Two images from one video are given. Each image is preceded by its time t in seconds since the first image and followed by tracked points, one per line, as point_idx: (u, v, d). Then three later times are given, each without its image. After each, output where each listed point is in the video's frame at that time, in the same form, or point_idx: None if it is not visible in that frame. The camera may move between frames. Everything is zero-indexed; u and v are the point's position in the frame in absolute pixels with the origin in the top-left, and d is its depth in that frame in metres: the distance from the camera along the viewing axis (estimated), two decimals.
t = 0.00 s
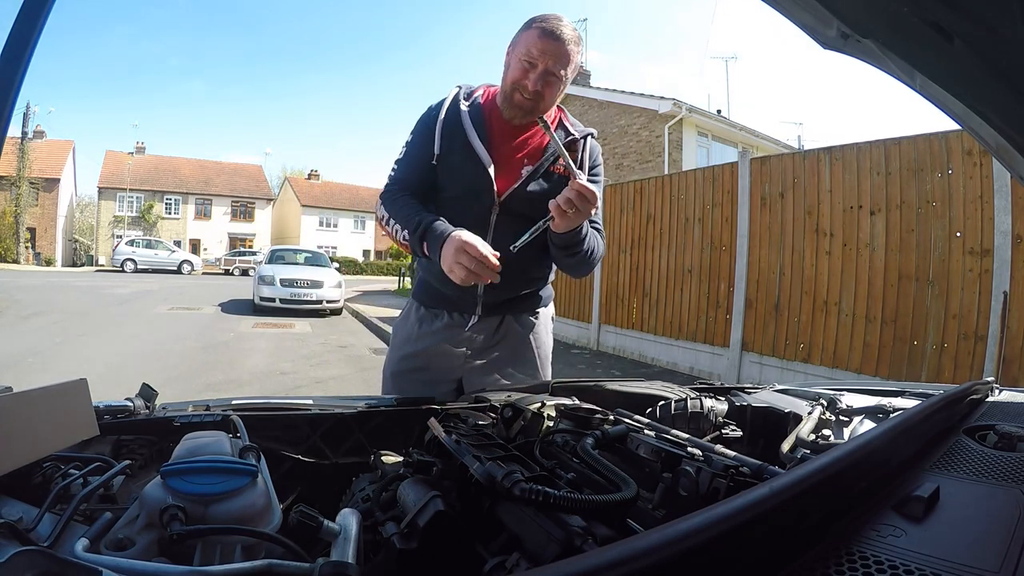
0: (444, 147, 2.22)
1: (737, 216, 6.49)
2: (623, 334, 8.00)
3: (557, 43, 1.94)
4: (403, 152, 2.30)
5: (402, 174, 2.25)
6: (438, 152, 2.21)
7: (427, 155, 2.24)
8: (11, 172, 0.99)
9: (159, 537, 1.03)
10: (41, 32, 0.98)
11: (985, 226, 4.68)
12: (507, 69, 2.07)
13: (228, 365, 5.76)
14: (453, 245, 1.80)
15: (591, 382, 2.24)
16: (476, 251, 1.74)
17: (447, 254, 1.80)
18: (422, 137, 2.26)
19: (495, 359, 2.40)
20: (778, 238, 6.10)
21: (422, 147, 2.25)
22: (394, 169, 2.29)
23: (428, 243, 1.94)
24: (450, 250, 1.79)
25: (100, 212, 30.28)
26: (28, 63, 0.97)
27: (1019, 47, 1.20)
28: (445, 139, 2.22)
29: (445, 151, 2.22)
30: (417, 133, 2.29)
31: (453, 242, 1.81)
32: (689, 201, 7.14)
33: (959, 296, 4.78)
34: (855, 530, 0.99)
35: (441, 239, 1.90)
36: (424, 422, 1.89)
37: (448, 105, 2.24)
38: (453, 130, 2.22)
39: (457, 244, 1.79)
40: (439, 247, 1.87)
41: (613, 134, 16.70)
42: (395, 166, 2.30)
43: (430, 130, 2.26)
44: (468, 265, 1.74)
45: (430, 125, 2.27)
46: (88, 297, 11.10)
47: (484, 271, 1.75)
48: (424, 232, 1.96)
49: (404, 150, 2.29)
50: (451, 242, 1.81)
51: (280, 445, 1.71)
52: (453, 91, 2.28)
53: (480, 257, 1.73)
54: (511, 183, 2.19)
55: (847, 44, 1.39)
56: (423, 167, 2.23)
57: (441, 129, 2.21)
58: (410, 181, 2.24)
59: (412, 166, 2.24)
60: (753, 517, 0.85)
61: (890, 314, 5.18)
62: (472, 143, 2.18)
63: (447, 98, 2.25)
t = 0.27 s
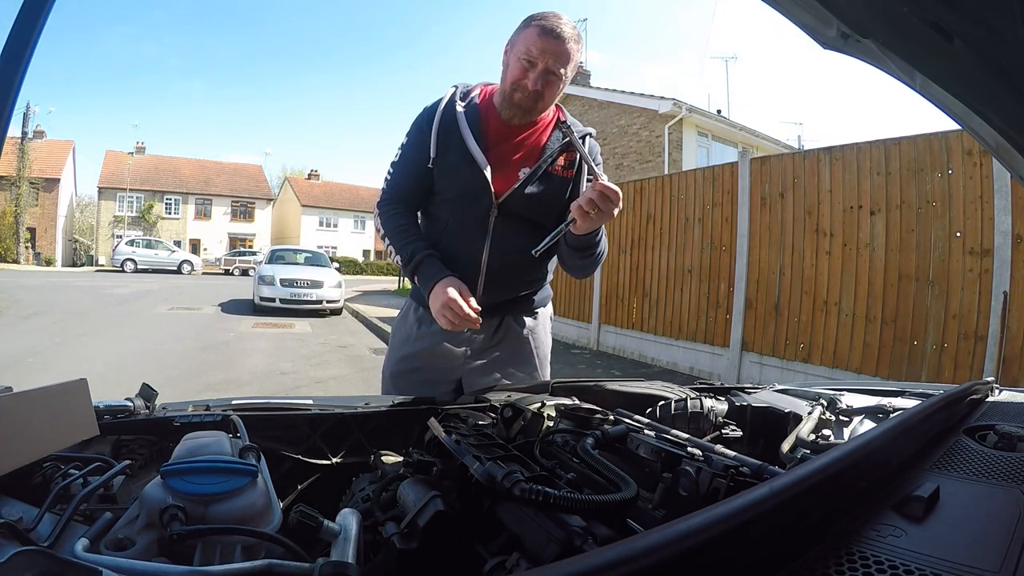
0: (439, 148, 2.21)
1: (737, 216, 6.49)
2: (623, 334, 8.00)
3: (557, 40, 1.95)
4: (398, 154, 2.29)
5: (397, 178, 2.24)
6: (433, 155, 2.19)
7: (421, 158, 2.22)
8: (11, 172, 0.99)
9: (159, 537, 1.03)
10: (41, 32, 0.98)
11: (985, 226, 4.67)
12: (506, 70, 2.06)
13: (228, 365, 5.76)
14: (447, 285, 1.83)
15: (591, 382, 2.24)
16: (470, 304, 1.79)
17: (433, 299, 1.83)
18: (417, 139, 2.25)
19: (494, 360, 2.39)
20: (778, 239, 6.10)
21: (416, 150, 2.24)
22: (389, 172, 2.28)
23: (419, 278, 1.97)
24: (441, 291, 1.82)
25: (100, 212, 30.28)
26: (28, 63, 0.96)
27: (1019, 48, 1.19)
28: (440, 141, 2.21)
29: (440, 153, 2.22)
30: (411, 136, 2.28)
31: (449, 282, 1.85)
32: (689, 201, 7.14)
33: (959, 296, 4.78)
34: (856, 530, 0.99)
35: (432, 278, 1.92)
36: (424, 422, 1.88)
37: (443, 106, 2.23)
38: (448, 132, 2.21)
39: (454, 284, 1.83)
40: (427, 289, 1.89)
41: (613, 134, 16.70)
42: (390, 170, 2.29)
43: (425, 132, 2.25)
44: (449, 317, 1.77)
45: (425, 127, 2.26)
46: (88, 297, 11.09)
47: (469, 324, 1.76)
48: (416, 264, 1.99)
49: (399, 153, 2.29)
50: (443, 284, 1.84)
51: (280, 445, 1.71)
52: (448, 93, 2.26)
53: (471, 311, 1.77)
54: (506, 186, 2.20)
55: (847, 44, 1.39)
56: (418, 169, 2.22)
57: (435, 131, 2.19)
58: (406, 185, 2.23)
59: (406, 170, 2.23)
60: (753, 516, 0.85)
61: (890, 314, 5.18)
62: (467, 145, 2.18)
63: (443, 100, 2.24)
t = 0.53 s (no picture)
0: (439, 148, 2.21)
1: (737, 216, 6.49)
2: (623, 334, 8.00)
3: (558, 37, 1.94)
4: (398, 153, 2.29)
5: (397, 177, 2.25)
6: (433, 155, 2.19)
7: (421, 157, 2.22)
8: (11, 172, 0.99)
9: (159, 537, 1.03)
10: (41, 32, 0.98)
11: (985, 226, 4.67)
12: (506, 68, 2.06)
13: (228, 364, 5.76)
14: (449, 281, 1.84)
15: (591, 382, 2.24)
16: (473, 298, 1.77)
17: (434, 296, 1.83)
18: (416, 138, 2.25)
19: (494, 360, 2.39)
20: (778, 239, 6.10)
21: (416, 149, 2.24)
22: (388, 172, 2.28)
23: (419, 277, 1.97)
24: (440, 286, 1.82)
25: (100, 212, 30.27)
26: (28, 63, 0.96)
27: (1020, 48, 1.19)
28: (440, 140, 2.20)
29: (440, 152, 2.21)
30: (411, 135, 2.28)
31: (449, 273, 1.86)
32: (688, 201, 7.14)
33: (959, 296, 4.78)
34: (856, 530, 0.99)
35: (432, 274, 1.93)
36: (424, 422, 1.88)
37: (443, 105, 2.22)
38: (448, 132, 2.21)
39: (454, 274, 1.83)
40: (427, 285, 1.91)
41: (613, 134, 16.70)
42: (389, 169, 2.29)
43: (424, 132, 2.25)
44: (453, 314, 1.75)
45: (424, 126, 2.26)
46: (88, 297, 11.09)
47: (472, 321, 1.73)
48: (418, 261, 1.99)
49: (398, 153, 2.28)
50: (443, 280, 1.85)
51: (279, 445, 1.71)
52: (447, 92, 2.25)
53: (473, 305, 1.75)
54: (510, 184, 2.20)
55: (847, 44, 1.40)
56: (418, 169, 2.22)
57: (435, 131, 2.19)
58: (406, 185, 2.23)
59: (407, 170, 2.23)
60: (753, 516, 0.85)
61: (890, 314, 5.18)
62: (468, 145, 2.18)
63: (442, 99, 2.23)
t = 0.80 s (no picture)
0: (439, 151, 2.19)
1: (737, 216, 6.49)
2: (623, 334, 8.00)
3: (556, 30, 1.93)
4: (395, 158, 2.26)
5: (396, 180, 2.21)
6: (433, 158, 2.17)
7: (420, 160, 2.20)
8: (11, 172, 0.99)
9: (159, 537, 1.03)
10: (41, 32, 0.98)
11: (985, 226, 4.67)
12: (505, 69, 2.04)
13: (228, 365, 5.75)
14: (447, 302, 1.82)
15: (591, 382, 2.24)
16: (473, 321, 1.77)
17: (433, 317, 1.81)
18: (414, 141, 2.22)
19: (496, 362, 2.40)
20: (778, 239, 6.09)
21: (413, 152, 2.21)
22: (387, 176, 2.25)
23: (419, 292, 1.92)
24: (440, 307, 1.80)
25: (100, 212, 30.27)
26: (28, 63, 0.97)
27: (1020, 48, 1.19)
28: (439, 143, 2.18)
29: (440, 156, 2.19)
30: (408, 138, 2.26)
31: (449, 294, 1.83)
32: (689, 201, 7.14)
33: (959, 296, 4.78)
34: (856, 530, 0.99)
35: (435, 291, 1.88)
36: (424, 423, 1.88)
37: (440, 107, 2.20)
38: (446, 134, 2.19)
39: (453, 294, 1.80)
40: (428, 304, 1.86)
41: (613, 134, 16.69)
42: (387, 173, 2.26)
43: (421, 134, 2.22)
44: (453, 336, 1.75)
45: (422, 129, 2.23)
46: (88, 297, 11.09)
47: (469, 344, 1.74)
48: (419, 276, 1.93)
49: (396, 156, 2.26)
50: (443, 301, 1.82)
51: (280, 445, 1.71)
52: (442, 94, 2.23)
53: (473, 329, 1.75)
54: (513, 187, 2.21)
55: (847, 44, 1.40)
56: (417, 173, 2.20)
57: (434, 134, 2.16)
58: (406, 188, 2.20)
59: (405, 173, 2.20)
60: (753, 516, 0.85)
61: (890, 314, 5.18)
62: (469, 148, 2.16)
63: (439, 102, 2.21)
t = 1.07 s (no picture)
0: (437, 157, 2.18)
1: (737, 216, 6.49)
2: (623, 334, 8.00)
3: (548, 32, 1.90)
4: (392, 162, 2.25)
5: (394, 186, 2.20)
6: (431, 164, 2.16)
7: (418, 165, 2.19)
8: (11, 172, 0.99)
9: (159, 537, 1.03)
10: (41, 32, 0.98)
11: (985, 226, 4.67)
12: (501, 76, 2.03)
13: (228, 364, 5.75)
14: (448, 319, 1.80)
15: (591, 382, 2.24)
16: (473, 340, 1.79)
17: (430, 335, 1.81)
18: (412, 146, 2.21)
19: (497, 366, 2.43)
20: (778, 239, 6.09)
21: (410, 157, 2.20)
22: (384, 181, 2.24)
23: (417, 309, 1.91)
24: (440, 326, 1.79)
25: (100, 212, 30.27)
26: (28, 63, 0.97)
27: (1020, 47, 1.19)
28: (438, 148, 2.18)
29: (438, 161, 2.19)
30: (404, 142, 2.24)
31: (450, 313, 1.82)
32: (688, 201, 7.14)
33: (959, 296, 4.78)
34: (856, 530, 0.99)
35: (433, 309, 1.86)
36: (424, 423, 1.88)
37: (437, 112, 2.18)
38: (444, 140, 2.18)
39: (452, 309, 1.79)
40: (426, 320, 1.84)
41: (613, 134, 16.70)
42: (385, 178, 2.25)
43: (418, 138, 2.21)
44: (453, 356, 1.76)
45: (419, 133, 2.22)
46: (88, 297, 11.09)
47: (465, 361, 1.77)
48: (416, 294, 1.91)
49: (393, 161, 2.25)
50: (442, 319, 1.81)
51: (280, 445, 1.71)
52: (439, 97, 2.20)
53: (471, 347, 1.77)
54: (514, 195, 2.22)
55: (847, 44, 1.40)
56: (416, 179, 2.19)
57: (432, 139, 2.15)
58: (404, 193, 2.19)
59: (403, 179, 2.19)
60: (753, 517, 0.85)
61: (890, 314, 5.18)
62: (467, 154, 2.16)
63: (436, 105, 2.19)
